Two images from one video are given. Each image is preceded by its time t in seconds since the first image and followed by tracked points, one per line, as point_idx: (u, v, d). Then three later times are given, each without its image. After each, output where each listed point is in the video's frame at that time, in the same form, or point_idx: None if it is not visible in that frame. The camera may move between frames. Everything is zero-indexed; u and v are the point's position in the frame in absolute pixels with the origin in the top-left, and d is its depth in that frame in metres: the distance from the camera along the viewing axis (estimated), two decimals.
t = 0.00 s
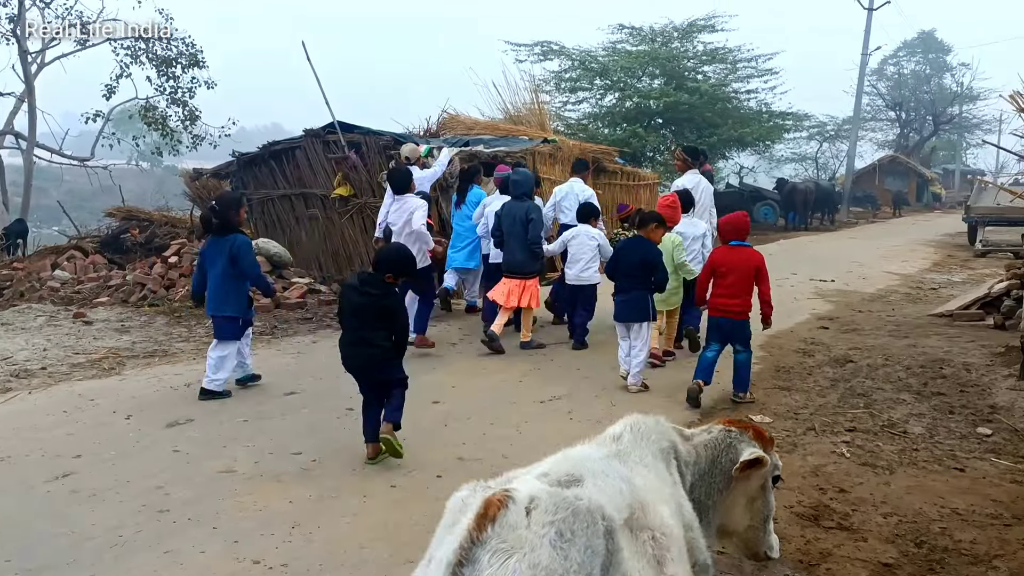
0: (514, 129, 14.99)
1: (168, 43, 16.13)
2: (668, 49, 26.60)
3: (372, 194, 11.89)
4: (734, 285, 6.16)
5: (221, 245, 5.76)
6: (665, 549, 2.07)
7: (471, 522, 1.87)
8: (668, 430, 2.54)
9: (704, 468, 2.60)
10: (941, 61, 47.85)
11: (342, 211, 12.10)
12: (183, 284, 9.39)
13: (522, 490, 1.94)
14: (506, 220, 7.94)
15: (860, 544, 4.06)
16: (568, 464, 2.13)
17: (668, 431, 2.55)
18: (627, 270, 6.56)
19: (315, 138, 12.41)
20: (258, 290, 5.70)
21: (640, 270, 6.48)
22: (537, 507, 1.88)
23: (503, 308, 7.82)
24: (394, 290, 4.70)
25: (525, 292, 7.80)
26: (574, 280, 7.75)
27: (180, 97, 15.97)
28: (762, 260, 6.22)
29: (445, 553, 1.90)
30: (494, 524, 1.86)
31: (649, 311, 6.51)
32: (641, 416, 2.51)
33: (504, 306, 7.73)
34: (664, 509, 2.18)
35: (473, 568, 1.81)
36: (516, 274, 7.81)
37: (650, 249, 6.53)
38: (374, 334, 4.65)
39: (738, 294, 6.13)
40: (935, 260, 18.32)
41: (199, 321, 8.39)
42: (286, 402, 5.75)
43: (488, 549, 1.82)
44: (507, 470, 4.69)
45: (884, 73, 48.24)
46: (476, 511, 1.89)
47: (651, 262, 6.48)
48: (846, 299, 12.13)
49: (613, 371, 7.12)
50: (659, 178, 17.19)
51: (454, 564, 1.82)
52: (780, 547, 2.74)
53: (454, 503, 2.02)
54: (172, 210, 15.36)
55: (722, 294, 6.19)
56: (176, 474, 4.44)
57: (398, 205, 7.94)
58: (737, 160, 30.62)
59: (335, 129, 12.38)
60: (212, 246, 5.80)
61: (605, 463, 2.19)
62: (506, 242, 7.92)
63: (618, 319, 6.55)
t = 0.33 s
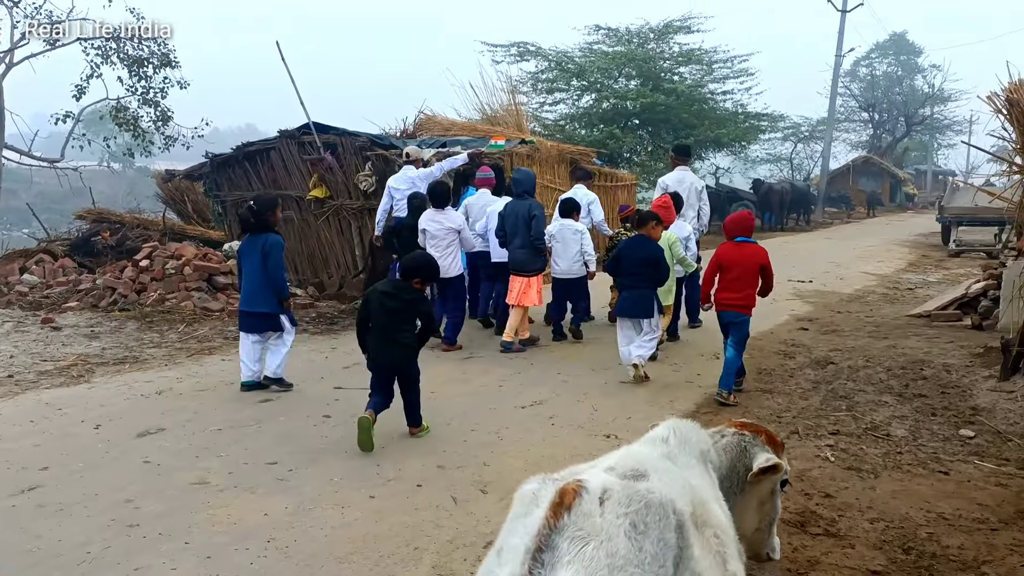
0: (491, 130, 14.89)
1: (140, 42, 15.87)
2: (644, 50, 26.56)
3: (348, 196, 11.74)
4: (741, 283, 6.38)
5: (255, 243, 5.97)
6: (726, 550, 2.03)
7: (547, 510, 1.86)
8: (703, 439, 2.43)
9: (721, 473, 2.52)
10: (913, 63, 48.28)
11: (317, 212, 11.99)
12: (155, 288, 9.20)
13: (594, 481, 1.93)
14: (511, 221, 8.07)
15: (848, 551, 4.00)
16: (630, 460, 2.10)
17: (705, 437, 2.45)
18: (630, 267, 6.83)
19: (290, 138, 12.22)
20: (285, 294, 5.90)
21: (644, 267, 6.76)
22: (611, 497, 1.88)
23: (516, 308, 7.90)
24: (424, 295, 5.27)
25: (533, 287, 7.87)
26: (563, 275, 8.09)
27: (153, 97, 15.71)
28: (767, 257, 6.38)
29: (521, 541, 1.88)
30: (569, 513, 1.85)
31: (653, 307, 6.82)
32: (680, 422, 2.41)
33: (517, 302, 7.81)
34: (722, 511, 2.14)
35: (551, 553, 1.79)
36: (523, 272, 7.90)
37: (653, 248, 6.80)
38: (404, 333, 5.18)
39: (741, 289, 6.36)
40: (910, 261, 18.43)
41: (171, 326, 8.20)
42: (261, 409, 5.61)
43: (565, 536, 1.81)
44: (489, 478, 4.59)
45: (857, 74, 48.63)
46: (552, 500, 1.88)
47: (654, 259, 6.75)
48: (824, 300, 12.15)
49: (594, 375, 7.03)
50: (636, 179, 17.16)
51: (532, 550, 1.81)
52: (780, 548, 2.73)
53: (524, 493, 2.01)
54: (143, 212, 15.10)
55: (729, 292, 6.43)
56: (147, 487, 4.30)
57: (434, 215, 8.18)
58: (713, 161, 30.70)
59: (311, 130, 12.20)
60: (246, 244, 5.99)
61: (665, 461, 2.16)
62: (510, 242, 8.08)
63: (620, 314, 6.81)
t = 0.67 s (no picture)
0: (480, 130, 14.76)
1: (125, 41, 15.67)
2: (633, 50, 26.47)
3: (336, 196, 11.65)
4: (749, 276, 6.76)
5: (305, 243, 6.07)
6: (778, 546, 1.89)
7: (599, 503, 1.78)
8: (758, 437, 2.33)
9: (787, 479, 2.40)
10: (900, 64, 48.42)
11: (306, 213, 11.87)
12: (138, 290, 9.03)
13: (646, 472, 1.83)
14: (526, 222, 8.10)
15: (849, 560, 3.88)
16: (681, 450, 1.98)
17: (762, 438, 2.36)
18: (641, 267, 7.04)
19: (277, 138, 12.07)
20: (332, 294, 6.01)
21: (655, 268, 6.98)
22: (663, 489, 1.77)
23: (527, 306, 7.93)
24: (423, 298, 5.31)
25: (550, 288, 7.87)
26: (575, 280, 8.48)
27: (138, 97, 15.51)
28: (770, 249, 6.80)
29: (573, 535, 1.81)
30: (622, 505, 1.76)
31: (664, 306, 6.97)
32: (731, 418, 2.31)
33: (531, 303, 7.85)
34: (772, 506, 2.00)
35: (603, 549, 1.71)
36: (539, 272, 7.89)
37: (665, 249, 7.02)
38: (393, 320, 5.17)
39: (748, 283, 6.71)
40: (900, 261, 18.41)
41: (154, 329, 8.04)
42: (245, 414, 5.46)
43: (618, 530, 1.72)
44: (479, 485, 4.46)
45: (844, 75, 48.72)
46: (605, 491, 1.79)
47: (666, 260, 6.98)
48: (816, 300, 12.08)
49: (587, 378, 6.90)
50: (626, 179, 17.06)
51: (585, 546, 1.73)
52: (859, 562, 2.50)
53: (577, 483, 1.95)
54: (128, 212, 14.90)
55: (738, 285, 6.82)
56: (125, 496, 4.15)
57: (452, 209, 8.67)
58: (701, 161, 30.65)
59: (298, 130, 12.06)
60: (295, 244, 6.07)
61: (715, 453, 2.03)
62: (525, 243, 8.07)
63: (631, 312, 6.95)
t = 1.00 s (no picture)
0: (466, 131, 14.58)
1: (106, 41, 15.42)
2: (620, 50, 26.35)
3: (319, 197, 11.48)
4: (750, 275, 6.85)
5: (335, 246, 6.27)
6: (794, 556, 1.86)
7: (602, 508, 1.71)
8: (795, 442, 2.40)
9: (833, 482, 2.48)
10: (885, 64, 48.50)
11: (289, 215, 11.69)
12: (115, 295, 8.82)
13: (654, 479, 1.76)
14: (555, 222, 8.25)
15: None
16: (695, 460, 1.92)
17: (803, 444, 2.44)
18: (644, 267, 7.16)
19: (260, 139, 11.88)
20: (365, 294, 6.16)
21: (657, 267, 7.11)
22: (669, 499, 1.70)
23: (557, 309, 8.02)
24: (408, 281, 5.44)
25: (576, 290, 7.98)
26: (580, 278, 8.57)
27: (120, 98, 15.27)
28: (773, 247, 6.80)
29: (575, 540, 1.75)
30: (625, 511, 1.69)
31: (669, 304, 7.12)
32: (766, 423, 2.37)
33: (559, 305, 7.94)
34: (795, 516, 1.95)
35: (605, 553, 1.65)
36: (567, 273, 8.00)
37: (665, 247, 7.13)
38: (382, 307, 5.32)
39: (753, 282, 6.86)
40: (887, 261, 18.36)
41: (131, 335, 7.84)
42: (222, 424, 5.28)
43: (620, 535, 1.65)
44: (463, 498, 4.29)
45: (830, 75, 48.76)
46: (610, 496, 1.72)
47: (665, 259, 7.13)
48: (805, 302, 11.96)
49: (574, 383, 6.75)
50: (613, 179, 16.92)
51: (586, 550, 1.67)
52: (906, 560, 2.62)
53: (583, 490, 1.90)
54: (109, 214, 14.67)
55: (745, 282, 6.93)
56: (92, 513, 3.97)
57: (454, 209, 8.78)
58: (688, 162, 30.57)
59: (280, 130, 11.87)
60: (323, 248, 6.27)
61: (734, 461, 1.98)
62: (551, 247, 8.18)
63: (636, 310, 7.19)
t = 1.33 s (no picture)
0: (453, 132, 14.47)
1: (90, 44, 15.24)
2: (608, 51, 26.27)
3: (305, 201, 11.34)
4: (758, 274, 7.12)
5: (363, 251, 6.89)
6: (802, 539, 2.07)
7: (629, 486, 1.97)
8: (801, 444, 2.61)
9: (837, 484, 2.65)
10: (871, 64, 48.62)
11: (275, 219, 11.57)
12: (96, 302, 8.69)
13: (673, 463, 2.02)
14: (584, 232, 8.10)
15: None
16: (710, 451, 2.17)
17: (808, 445, 2.66)
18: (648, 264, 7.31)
19: (244, 142, 11.71)
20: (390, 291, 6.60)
21: (661, 264, 7.30)
22: (687, 477, 1.95)
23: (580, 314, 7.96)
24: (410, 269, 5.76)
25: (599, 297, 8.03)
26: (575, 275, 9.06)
27: (103, 100, 15.09)
28: (777, 247, 7.10)
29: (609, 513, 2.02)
30: (649, 488, 1.94)
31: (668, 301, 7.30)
32: (777, 424, 2.62)
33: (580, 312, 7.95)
34: (803, 504, 2.18)
35: (631, 524, 1.89)
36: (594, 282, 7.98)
37: (666, 246, 7.35)
38: (393, 303, 5.64)
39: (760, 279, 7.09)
40: (876, 261, 18.30)
41: (113, 342, 7.70)
42: (202, 435, 5.16)
43: (645, 509, 1.89)
44: (449, 510, 4.19)
45: (817, 75, 48.85)
46: (634, 476, 1.98)
47: (670, 256, 7.33)
48: (795, 303, 11.90)
49: (562, 388, 6.65)
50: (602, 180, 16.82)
51: (616, 521, 1.92)
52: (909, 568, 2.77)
53: (619, 474, 2.21)
54: (93, 217, 14.50)
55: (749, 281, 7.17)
56: (66, 529, 3.85)
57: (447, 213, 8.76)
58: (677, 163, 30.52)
59: (266, 133, 11.70)
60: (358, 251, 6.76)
61: (744, 455, 2.23)
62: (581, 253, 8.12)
63: (636, 306, 7.35)
